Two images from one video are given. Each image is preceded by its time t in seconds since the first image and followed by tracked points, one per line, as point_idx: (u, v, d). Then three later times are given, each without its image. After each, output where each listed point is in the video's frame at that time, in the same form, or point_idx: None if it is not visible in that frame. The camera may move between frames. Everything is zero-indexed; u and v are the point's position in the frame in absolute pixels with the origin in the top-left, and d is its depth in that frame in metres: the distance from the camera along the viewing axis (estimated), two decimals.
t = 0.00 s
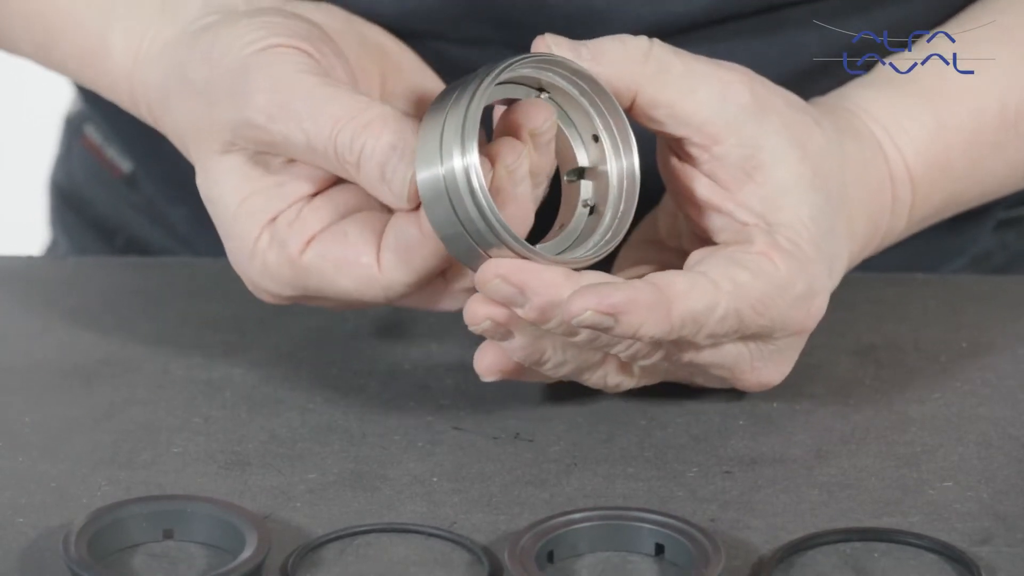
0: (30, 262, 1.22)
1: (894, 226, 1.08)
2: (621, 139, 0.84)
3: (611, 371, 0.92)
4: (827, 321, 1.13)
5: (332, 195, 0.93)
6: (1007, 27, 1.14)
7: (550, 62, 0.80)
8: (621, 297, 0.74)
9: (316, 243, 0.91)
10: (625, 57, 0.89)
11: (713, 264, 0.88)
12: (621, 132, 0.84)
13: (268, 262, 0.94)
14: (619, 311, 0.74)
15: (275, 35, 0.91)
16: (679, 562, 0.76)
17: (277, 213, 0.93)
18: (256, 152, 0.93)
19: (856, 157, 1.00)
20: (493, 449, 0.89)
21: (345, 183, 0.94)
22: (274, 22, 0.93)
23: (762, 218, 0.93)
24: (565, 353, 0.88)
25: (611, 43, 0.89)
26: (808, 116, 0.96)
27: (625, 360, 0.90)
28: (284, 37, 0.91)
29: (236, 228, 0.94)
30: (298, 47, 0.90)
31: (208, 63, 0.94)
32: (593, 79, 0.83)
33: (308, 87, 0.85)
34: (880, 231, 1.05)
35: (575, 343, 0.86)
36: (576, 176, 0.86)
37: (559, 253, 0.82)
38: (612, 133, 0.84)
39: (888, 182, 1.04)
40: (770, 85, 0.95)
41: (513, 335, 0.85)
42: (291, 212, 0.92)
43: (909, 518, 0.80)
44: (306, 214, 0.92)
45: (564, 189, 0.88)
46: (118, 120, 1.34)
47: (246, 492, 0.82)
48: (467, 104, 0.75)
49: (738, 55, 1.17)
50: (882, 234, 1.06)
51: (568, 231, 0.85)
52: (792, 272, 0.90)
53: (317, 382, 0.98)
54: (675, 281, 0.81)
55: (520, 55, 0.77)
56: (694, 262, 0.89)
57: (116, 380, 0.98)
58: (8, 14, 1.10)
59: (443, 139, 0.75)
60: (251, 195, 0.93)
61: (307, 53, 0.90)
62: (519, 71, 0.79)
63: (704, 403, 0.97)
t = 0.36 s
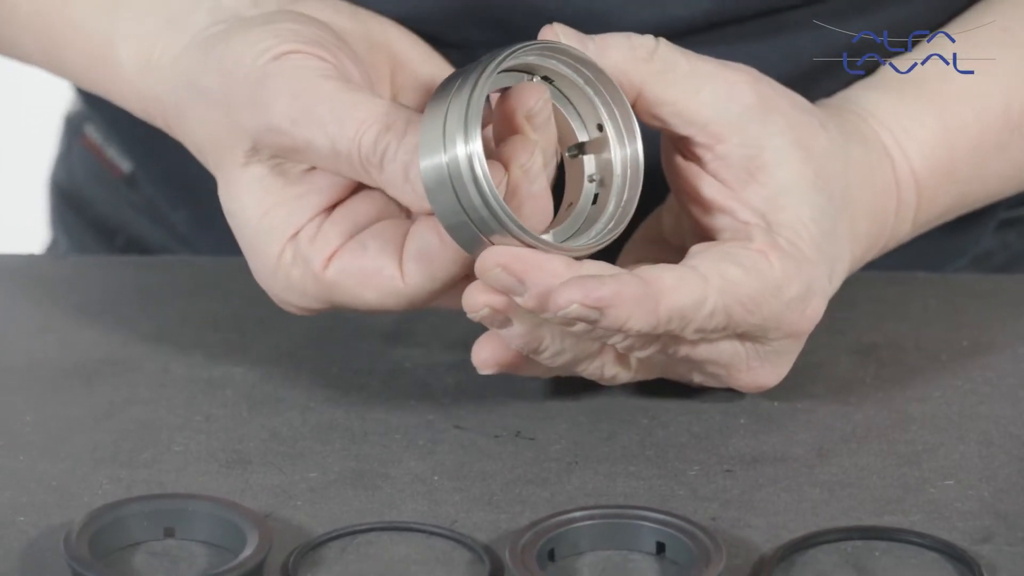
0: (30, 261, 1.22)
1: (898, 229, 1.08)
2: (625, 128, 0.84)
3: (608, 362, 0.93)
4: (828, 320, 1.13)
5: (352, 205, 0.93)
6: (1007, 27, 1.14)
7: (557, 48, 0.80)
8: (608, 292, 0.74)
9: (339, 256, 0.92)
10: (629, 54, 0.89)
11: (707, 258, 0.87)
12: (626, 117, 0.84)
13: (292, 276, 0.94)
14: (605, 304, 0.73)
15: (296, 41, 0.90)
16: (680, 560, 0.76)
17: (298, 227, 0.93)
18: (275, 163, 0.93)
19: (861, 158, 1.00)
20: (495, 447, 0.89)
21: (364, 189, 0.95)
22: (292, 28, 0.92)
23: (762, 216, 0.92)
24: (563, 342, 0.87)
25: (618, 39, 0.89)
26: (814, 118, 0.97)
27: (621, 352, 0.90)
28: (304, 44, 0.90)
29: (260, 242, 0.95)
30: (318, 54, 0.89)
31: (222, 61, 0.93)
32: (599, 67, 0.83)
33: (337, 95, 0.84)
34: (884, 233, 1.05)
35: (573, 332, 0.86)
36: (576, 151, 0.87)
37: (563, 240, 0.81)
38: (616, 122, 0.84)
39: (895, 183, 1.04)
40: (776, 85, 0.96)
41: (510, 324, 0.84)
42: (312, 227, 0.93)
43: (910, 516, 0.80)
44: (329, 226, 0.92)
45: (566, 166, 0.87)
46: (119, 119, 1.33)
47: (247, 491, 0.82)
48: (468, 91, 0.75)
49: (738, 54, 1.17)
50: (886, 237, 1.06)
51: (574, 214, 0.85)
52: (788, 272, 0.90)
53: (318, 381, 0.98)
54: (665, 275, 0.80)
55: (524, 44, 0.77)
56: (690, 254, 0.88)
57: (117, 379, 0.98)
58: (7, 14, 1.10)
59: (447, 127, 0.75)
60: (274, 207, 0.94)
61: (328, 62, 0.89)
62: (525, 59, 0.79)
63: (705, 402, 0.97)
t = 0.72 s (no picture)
0: (30, 259, 1.22)
1: (899, 228, 1.08)
2: (627, 128, 0.84)
3: (600, 355, 0.93)
4: (828, 316, 1.13)
5: (365, 195, 0.97)
6: (1008, 26, 1.14)
7: (568, 42, 0.79)
8: (595, 306, 0.74)
9: (357, 249, 0.96)
10: (636, 53, 0.89)
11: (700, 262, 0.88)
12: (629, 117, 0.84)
13: (309, 267, 0.98)
14: (592, 317, 0.74)
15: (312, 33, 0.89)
16: (680, 556, 0.76)
17: (315, 220, 0.97)
18: (291, 155, 0.95)
19: (863, 158, 1.00)
20: (495, 443, 0.89)
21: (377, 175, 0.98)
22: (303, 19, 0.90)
23: (761, 217, 0.93)
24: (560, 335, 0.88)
25: (626, 35, 0.89)
26: (817, 118, 0.96)
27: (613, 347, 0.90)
28: (317, 36, 0.88)
29: (280, 231, 0.98)
30: (330, 45, 0.88)
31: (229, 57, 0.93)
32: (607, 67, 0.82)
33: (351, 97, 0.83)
34: (885, 231, 1.05)
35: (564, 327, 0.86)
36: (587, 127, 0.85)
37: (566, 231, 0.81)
38: (619, 120, 0.84)
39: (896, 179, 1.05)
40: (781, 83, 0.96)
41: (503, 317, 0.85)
42: (328, 219, 0.97)
43: (910, 512, 0.80)
44: (346, 219, 0.96)
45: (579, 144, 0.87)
46: (118, 117, 1.34)
47: (247, 487, 0.82)
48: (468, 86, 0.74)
49: (738, 52, 1.17)
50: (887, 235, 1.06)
51: (590, 193, 0.84)
52: (780, 276, 0.91)
53: (318, 377, 0.98)
54: (656, 286, 0.80)
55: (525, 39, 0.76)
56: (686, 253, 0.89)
57: (118, 375, 0.98)
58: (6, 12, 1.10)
59: (443, 118, 0.74)
60: (290, 200, 0.97)
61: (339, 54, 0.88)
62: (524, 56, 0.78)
63: (705, 398, 0.97)
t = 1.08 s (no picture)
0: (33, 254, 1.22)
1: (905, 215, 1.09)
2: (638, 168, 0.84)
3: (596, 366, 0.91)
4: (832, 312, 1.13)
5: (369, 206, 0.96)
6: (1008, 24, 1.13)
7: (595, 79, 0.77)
8: (594, 346, 0.82)
9: (360, 259, 0.96)
10: (641, 70, 0.86)
11: (703, 289, 0.90)
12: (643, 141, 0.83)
13: (316, 274, 0.99)
14: (592, 356, 0.82)
15: (308, 50, 0.87)
16: (685, 552, 0.76)
17: (318, 229, 0.97)
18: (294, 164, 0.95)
19: (867, 151, 1.00)
20: (500, 438, 0.89)
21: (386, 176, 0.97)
22: (297, 29, 0.89)
23: (766, 226, 0.93)
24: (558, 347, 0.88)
25: (628, 50, 0.87)
26: (819, 113, 0.97)
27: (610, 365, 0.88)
28: (309, 51, 0.87)
29: (285, 238, 0.98)
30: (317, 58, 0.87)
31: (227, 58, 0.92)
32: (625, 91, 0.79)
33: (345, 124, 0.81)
34: (890, 220, 1.06)
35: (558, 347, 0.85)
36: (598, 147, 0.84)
37: (571, 255, 0.81)
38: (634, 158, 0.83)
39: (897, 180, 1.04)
40: (781, 83, 0.95)
41: (498, 328, 0.87)
42: (332, 229, 0.96)
43: (915, 508, 0.80)
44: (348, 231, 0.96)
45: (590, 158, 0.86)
46: (119, 116, 1.34)
47: (252, 482, 0.82)
48: (486, 110, 0.72)
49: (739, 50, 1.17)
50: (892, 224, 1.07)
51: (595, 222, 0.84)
52: (787, 290, 0.92)
53: (322, 373, 0.98)
54: (655, 323, 0.86)
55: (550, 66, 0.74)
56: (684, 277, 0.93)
57: (121, 371, 0.98)
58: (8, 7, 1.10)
59: (454, 133, 0.72)
60: (294, 207, 0.97)
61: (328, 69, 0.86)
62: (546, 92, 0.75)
63: (709, 393, 0.97)
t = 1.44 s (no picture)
0: (37, 248, 1.22)
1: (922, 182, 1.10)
2: (647, 226, 0.90)
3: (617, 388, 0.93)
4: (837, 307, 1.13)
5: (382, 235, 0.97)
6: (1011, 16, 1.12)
7: (599, 129, 0.81)
8: (623, 406, 0.85)
9: (372, 295, 0.96)
10: (632, 100, 0.86)
11: (728, 317, 0.90)
12: (646, 188, 0.89)
13: (326, 299, 0.98)
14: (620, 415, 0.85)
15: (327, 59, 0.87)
16: (690, 547, 0.76)
17: (331, 258, 0.97)
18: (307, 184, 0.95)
19: (876, 131, 1.00)
20: (506, 433, 0.89)
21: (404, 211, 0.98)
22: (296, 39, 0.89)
23: (781, 230, 0.92)
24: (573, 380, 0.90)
25: (619, 81, 0.86)
26: (818, 96, 0.96)
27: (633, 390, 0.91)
28: (328, 59, 0.87)
29: (300, 261, 0.98)
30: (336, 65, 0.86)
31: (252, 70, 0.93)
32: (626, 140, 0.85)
33: (351, 120, 0.80)
34: (909, 189, 1.07)
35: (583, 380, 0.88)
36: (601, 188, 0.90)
37: (583, 301, 0.90)
38: (641, 216, 0.90)
39: (903, 177, 1.04)
40: (779, 78, 0.95)
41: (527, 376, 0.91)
42: (347, 258, 0.97)
43: (920, 503, 0.80)
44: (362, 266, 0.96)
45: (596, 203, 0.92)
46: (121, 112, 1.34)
47: (256, 477, 0.82)
48: (495, 161, 0.77)
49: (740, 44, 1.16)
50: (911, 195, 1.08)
51: (607, 270, 0.91)
52: (811, 298, 0.90)
53: (328, 367, 0.98)
54: (681, 369, 0.87)
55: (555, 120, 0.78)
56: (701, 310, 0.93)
57: (127, 365, 0.98)
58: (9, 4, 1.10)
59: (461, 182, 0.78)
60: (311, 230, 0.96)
61: (345, 74, 0.86)
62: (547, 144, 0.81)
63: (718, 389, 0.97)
